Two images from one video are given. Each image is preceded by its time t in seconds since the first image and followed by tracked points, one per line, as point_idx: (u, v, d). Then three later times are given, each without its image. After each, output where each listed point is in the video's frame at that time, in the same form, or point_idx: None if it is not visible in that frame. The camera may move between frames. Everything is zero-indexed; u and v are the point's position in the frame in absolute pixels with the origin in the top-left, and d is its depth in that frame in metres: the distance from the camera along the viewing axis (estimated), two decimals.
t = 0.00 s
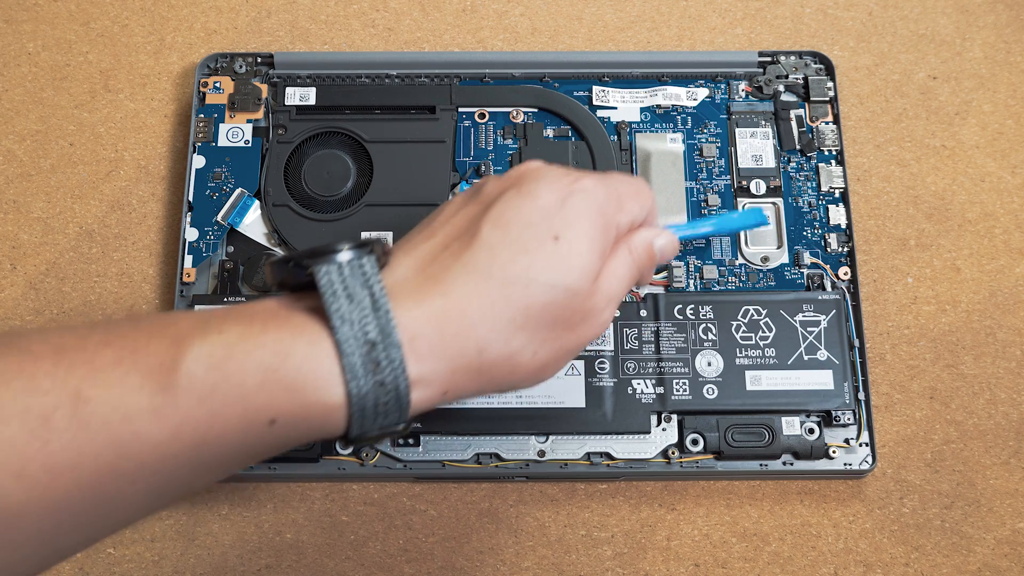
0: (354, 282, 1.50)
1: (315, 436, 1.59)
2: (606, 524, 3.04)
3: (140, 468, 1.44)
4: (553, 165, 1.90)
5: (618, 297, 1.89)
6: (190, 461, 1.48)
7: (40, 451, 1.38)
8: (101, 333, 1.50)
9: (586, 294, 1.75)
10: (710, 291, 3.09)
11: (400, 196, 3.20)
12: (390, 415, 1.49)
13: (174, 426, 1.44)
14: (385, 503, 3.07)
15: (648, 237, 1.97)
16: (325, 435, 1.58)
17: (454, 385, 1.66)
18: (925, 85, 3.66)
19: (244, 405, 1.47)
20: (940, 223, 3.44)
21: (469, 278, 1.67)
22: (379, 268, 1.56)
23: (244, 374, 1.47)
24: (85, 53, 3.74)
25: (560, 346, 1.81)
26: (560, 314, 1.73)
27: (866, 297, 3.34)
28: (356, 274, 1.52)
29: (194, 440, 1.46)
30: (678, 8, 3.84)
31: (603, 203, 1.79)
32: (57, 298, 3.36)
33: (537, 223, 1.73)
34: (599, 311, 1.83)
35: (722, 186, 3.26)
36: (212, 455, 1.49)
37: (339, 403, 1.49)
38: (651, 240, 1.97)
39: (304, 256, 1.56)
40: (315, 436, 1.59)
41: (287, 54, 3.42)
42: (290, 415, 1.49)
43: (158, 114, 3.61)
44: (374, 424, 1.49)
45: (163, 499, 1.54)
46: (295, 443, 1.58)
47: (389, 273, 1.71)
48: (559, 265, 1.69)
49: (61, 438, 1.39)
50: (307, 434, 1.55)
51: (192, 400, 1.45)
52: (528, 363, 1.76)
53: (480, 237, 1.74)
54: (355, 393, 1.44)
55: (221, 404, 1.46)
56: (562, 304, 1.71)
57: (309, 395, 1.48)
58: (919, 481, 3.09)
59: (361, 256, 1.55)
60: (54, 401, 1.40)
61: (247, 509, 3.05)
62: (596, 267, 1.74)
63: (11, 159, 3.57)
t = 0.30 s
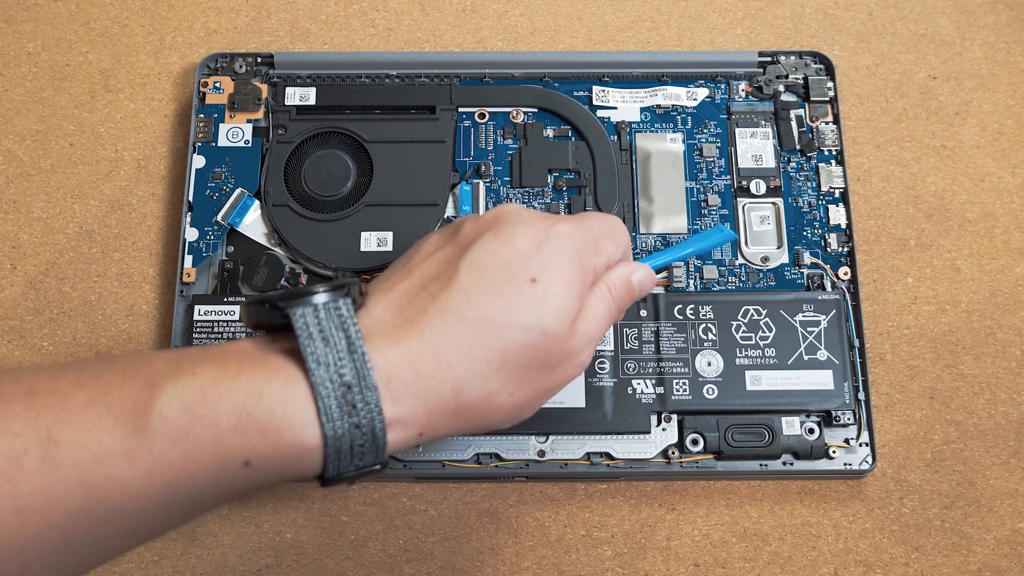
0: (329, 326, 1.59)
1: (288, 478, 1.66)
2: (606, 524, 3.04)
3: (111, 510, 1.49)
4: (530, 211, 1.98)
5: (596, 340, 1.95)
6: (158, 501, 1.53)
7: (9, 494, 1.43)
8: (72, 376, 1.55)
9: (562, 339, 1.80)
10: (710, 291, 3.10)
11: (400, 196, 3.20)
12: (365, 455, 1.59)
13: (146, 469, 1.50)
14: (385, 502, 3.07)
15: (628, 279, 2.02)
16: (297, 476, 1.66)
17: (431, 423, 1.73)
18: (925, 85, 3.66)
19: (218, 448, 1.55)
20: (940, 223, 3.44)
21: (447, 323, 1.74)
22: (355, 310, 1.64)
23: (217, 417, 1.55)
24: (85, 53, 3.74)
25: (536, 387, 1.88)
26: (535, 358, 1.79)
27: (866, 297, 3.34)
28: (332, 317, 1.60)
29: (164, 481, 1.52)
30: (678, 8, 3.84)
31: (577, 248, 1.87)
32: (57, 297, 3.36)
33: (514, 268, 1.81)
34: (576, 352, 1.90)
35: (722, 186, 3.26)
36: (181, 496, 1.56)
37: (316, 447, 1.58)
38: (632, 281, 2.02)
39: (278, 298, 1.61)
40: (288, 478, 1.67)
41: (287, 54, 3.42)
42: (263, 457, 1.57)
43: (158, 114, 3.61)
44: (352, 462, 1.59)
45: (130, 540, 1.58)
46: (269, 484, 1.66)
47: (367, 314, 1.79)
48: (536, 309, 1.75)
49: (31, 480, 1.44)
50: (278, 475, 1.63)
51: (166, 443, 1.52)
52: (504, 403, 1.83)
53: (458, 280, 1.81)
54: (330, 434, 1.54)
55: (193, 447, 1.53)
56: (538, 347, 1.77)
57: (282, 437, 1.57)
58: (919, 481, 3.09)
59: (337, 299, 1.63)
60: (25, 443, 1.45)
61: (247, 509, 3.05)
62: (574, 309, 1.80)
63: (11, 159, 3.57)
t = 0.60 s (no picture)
0: (332, 336, 1.58)
1: (289, 488, 1.65)
2: (606, 524, 3.04)
3: (112, 519, 1.49)
4: (531, 224, 2.00)
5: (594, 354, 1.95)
6: (159, 511, 1.53)
7: (11, 502, 1.43)
8: (75, 385, 1.56)
9: (562, 352, 1.81)
10: (710, 291, 3.10)
11: (400, 196, 3.20)
12: (365, 467, 1.58)
13: (148, 479, 1.50)
14: (385, 503, 3.07)
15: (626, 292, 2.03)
16: (299, 486, 1.64)
17: (431, 434, 1.72)
18: (925, 85, 3.66)
19: (219, 458, 1.54)
20: (940, 223, 3.43)
21: (448, 334, 1.74)
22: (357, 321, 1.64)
23: (217, 427, 1.54)
24: (85, 53, 3.74)
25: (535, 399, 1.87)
26: (535, 371, 1.79)
27: (866, 297, 3.34)
28: (335, 329, 1.60)
29: (165, 490, 1.52)
30: (678, 8, 3.84)
31: (578, 262, 1.89)
32: (57, 298, 3.36)
33: (516, 280, 1.81)
34: (576, 366, 1.90)
35: (722, 186, 3.26)
36: (182, 505, 1.55)
37: (317, 458, 1.57)
38: (629, 295, 2.04)
39: (279, 308, 1.61)
40: (290, 488, 1.66)
41: (287, 54, 3.42)
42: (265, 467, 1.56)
43: (158, 114, 3.61)
44: (352, 474, 1.58)
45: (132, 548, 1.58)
46: (270, 494, 1.65)
47: (368, 324, 1.79)
48: (538, 321, 1.76)
49: (32, 489, 1.44)
50: (280, 485, 1.62)
51: (168, 452, 1.51)
52: (503, 416, 1.83)
53: (460, 292, 1.82)
54: (331, 445, 1.53)
55: (194, 457, 1.53)
56: (539, 360, 1.77)
57: (283, 447, 1.56)
58: (919, 481, 3.09)
59: (340, 310, 1.62)
60: (27, 452, 1.46)
61: (247, 509, 3.05)
62: (574, 322, 1.81)
63: (11, 159, 3.57)
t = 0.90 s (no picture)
0: (337, 342, 1.58)
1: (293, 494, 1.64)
2: (606, 524, 3.04)
3: (117, 525, 1.49)
4: (535, 229, 1.99)
5: (597, 359, 1.96)
6: (164, 516, 1.53)
7: (15, 507, 1.43)
8: (80, 389, 1.56)
9: (566, 358, 1.81)
10: (709, 291, 3.10)
11: (400, 196, 3.20)
12: (371, 473, 1.58)
13: (153, 484, 1.50)
14: (385, 502, 3.07)
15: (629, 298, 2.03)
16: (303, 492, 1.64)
17: (437, 440, 1.72)
18: (925, 86, 3.66)
19: (224, 463, 1.54)
20: (940, 223, 3.43)
21: (453, 340, 1.74)
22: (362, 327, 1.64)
23: (223, 432, 1.54)
24: (85, 53, 3.74)
25: (539, 404, 1.87)
26: (540, 377, 1.79)
27: (866, 297, 3.34)
28: (340, 335, 1.60)
29: (170, 496, 1.51)
30: (678, 8, 3.84)
31: (583, 269, 1.88)
32: (57, 298, 3.36)
33: (520, 286, 1.81)
34: (579, 371, 1.90)
35: (722, 186, 3.26)
36: (187, 511, 1.55)
37: (322, 464, 1.56)
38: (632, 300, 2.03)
39: (285, 313, 1.61)
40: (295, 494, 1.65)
41: (287, 54, 3.42)
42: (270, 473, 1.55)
43: (157, 114, 3.61)
44: (357, 480, 1.58)
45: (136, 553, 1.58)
46: (275, 500, 1.64)
47: (373, 330, 1.79)
48: (543, 327, 1.75)
49: (36, 494, 1.44)
50: (284, 492, 1.61)
51: (173, 457, 1.51)
52: (507, 421, 1.83)
53: (464, 297, 1.81)
54: (336, 452, 1.52)
55: (200, 462, 1.53)
56: (544, 366, 1.77)
57: (289, 453, 1.55)
58: (919, 481, 3.09)
59: (345, 316, 1.62)
60: (31, 457, 1.46)
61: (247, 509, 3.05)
62: (579, 329, 1.80)
63: (11, 159, 3.57)
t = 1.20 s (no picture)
0: (325, 318, 1.42)
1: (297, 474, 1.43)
2: (606, 524, 3.04)
3: (104, 509, 1.30)
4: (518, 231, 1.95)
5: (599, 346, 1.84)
6: (153, 504, 1.33)
7: None
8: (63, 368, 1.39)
9: (570, 330, 1.70)
10: (710, 291, 3.10)
11: (400, 196, 3.20)
12: (369, 446, 1.37)
13: (141, 462, 1.30)
14: (385, 502, 3.07)
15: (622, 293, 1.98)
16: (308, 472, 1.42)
17: (435, 420, 1.49)
18: (925, 85, 3.66)
19: (215, 436, 1.33)
20: (940, 223, 3.43)
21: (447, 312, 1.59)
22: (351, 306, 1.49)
23: (213, 406, 1.34)
24: (85, 53, 3.74)
25: (544, 384, 1.70)
26: (545, 348, 1.65)
27: (866, 297, 3.34)
28: (327, 311, 1.44)
29: (159, 480, 1.32)
30: (678, 8, 3.84)
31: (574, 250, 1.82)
32: (57, 298, 3.36)
33: (512, 266, 1.73)
34: (585, 350, 1.76)
35: (722, 186, 3.26)
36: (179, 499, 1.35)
37: (320, 437, 1.36)
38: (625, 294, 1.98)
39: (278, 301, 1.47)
40: (295, 474, 1.43)
41: (287, 54, 3.42)
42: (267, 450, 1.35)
43: (157, 114, 3.61)
44: (354, 456, 1.37)
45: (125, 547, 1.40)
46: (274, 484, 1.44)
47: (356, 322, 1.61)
48: (541, 298, 1.66)
49: (18, 478, 1.27)
50: (285, 470, 1.40)
51: (161, 435, 1.32)
52: (511, 399, 1.62)
53: (455, 280, 1.70)
54: (331, 422, 1.34)
55: (190, 435, 1.32)
56: (547, 339, 1.64)
57: (291, 420, 1.36)
58: (919, 481, 3.09)
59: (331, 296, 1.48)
60: (9, 437, 1.28)
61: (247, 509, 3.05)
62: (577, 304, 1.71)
63: (11, 159, 3.57)
